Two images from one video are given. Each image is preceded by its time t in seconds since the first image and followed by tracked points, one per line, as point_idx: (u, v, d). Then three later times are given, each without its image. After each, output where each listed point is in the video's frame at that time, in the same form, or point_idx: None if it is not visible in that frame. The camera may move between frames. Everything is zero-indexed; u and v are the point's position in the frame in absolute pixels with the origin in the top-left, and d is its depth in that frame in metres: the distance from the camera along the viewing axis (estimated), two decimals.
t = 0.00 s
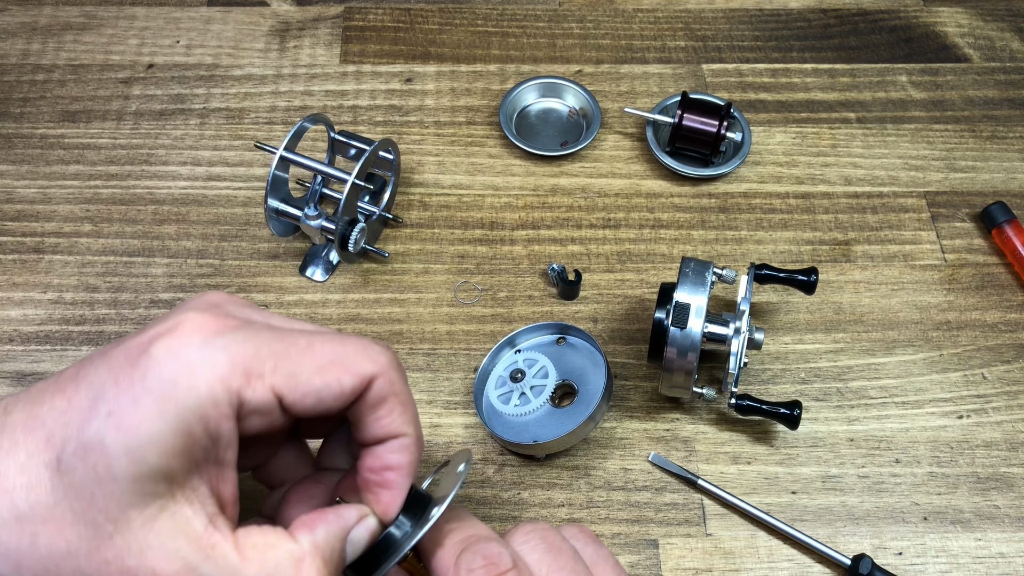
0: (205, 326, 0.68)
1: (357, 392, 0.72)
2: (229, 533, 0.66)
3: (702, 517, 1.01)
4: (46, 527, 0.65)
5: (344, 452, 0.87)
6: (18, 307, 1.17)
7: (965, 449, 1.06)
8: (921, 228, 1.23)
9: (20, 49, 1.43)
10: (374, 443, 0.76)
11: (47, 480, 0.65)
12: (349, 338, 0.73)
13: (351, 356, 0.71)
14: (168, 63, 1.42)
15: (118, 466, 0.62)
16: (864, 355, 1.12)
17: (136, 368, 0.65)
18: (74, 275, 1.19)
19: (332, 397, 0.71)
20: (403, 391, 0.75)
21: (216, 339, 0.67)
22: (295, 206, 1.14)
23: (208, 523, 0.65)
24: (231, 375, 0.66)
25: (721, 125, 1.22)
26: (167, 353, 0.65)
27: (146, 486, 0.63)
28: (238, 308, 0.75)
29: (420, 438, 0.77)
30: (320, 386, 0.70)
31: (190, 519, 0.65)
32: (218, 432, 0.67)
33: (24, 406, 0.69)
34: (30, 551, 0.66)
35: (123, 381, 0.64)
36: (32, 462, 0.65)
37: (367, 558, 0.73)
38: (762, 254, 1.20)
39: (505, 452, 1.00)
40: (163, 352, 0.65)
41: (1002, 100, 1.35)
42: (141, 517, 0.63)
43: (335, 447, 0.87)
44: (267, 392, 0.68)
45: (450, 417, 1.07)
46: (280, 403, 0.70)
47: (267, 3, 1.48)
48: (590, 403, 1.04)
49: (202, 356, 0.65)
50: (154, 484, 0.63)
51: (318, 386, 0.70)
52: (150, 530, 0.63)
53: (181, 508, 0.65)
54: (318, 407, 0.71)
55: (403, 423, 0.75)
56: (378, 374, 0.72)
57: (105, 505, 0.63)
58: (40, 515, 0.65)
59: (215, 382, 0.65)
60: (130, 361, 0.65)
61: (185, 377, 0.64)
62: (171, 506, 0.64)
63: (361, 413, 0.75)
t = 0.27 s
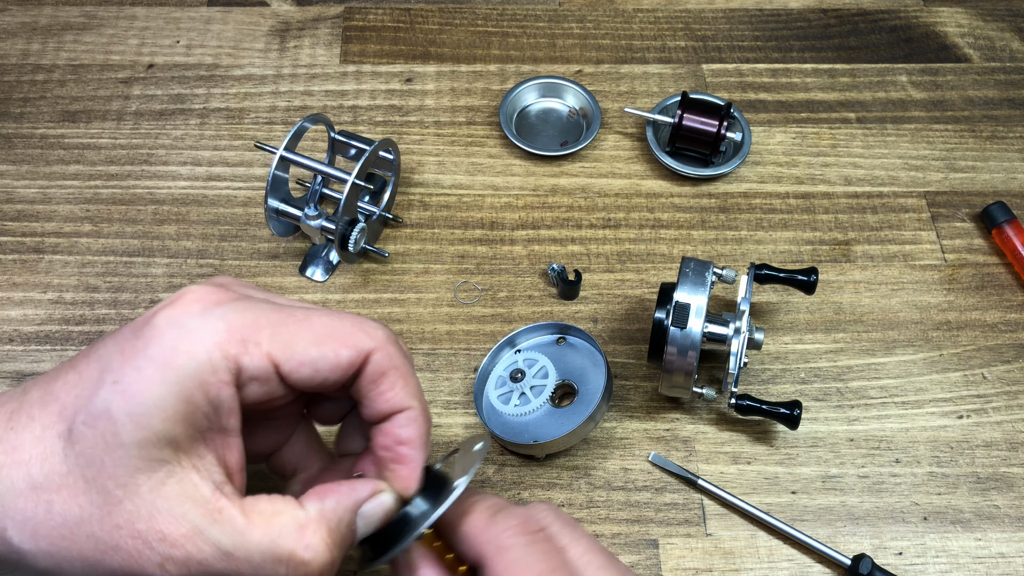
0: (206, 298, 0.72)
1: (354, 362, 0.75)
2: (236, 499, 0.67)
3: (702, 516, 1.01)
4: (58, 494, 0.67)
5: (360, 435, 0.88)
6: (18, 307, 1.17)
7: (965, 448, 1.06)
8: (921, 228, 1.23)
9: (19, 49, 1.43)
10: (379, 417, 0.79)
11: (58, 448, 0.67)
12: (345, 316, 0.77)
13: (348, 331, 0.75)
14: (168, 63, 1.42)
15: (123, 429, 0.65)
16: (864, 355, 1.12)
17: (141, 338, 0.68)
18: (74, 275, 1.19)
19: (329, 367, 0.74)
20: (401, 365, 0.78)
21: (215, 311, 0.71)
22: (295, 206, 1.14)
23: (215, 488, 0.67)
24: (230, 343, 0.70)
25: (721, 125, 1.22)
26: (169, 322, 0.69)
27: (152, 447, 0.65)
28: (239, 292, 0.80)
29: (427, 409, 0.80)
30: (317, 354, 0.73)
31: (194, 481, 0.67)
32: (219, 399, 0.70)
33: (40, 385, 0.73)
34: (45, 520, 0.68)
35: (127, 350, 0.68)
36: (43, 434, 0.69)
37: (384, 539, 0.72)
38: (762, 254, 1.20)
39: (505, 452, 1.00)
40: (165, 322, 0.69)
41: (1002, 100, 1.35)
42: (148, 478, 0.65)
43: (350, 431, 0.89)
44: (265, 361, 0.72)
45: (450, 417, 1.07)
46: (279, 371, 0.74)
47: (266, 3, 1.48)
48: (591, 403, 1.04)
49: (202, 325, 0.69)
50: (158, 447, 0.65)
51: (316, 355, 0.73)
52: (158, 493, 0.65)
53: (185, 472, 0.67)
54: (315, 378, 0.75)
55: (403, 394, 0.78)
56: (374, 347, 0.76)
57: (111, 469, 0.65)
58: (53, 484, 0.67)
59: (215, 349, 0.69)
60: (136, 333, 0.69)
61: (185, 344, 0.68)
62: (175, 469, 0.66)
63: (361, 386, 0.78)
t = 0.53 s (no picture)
0: (174, 322, 0.66)
1: (326, 412, 0.69)
2: (225, 512, 0.70)
3: (702, 516, 1.01)
4: (40, 500, 0.69)
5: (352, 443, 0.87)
6: (18, 307, 1.17)
7: (965, 449, 1.06)
8: (921, 228, 1.23)
9: (19, 49, 1.43)
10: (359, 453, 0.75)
11: (33, 460, 0.67)
12: (323, 355, 0.70)
13: (322, 377, 0.68)
14: (168, 63, 1.42)
15: (99, 458, 0.65)
16: (864, 355, 1.12)
17: (109, 362, 0.65)
18: (74, 275, 1.19)
19: (297, 415, 0.68)
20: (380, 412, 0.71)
21: (182, 341, 0.65)
22: (295, 206, 1.14)
23: (203, 504, 0.69)
24: (197, 380, 0.65)
25: (721, 125, 1.22)
26: (134, 352, 0.64)
27: (131, 475, 0.66)
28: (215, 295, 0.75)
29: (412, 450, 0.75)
30: (286, 404, 0.67)
31: (179, 500, 0.68)
32: (190, 430, 0.67)
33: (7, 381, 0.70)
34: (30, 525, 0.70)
35: (98, 374, 0.65)
36: (16, 445, 0.68)
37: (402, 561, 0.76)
38: (762, 254, 1.20)
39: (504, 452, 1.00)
40: (134, 350, 0.64)
41: (1002, 100, 1.35)
42: (131, 499, 0.67)
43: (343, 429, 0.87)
44: (230, 402, 0.67)
45: (450, 417, 1.07)
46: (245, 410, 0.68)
47: (266, 3, 1.48)
48: (591, 403, 1.04)
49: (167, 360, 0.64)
50: (136, 474, 0.66)
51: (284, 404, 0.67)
52: (144, 512, 0.67)
53: (168, 493, 0.67)
54: (284, 422, 0.69)
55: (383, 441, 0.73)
56: (348, 399, 0.69)
57: (92, 488, 0.66)
58: (33, 495, 0.68)
59: (181, 385, 0.65)
60: (102, 352, 0.66)
61: (153, 378, 0.64)
62: (158, 491, 0.67)
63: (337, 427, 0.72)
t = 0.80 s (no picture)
0: (190, 315, 0.68)
1: (333, 403, 0.70)
2: (224, 524, 0.69)
3: (702, 516, 1.01)
4: (48, 492, 0.68)
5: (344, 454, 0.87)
6: (18, 307, 1.17)
7: (965, 449, 1.06)
8: (921, 228, 1.23)
9: (19, 49, 1.43)
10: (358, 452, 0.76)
11: (46, 449, 0.68)
12: (331, 348, 0.72)
13: (329, 367, 0.70)
14: (168, 63, 1.42)
15: (112, 449, 0.65)
16: (864, 355, 1.12)
17: (126, 354, 0.66)
18: (74, 275, 1.19)
19: (305, 406, 0.70)
20: (384, 406, 0.73)
21: (194, 333, 0.67)
22: (295, 206, 1.14)
23: (205, 510, 0.68)
24: (208, 370, 0.67)
25: (721, 125, 1.22)
26: (151, 341, 0.66)
27: (141, 467, 0.66)
28: (228, 295, 0.77)
29: (411, 449, 0.76)
30: (294, 393, 0.69)
31: (183, 500, 0.67)
32: (201, 422, 0.68)
33: (29, 375, 0.72)
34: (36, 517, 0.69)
35: (113, 364, 0.66)
36: (31, 435, 0.68)
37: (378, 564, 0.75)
38: (762, 254, 1.20)
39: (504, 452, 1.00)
40: (149, 340, 0.66)
41: (1002, 100, 1.36)
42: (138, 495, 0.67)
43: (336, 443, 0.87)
44: (240, 392, 0.68)
45: (450, 417, 1.07)
46: (253, 403, 0.70)
47: (267, 3, 1.48)
48: (591, 402, 1.04)
49: (180, 350, 0.66)
50: (146, 466, 0.66)
51: (293, 395, 0.69)
52: (148, 510, 0.67)
53: (174, 491, 0.67)
54: (291, 414, 0.71)
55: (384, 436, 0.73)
56: (355, 391, 0.70)
57: (102, 480, 0.66)
58: (42, 486, 0.68)
59: (193, 375, 0.66)
60: (119, 343, 0.67)
61: (166, 367, 0.66)
62: (165, 487, 0.67)
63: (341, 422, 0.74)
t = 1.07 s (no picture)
0: (200, 316, 0.69)
1: (336, 407, 0.71)
2: (218, 528, 0.69)
3: (702, 516, 1.01)
4: (45, 489, 0.68)
5: (339, 451, 0.86)
6: (18, 307, 1.17)
7: (965, 449, 1.06)
8: (921, 228, 1.23)
9: (19, 49, 1.43)
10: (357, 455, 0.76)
11: (49, 445, 0.68)
12: (337, 352, 0.72)
13: (335, 372, 0.70)
14: (168, 63, 1.42)
15: (113, 448, 0.66)
16: (864, 355, 1.12)
17: (134, 352, 0.67)
18: (74, 275, 1.19)
19: (308, 408, 0.70)
20: (388, 413, 0.72)
21: (202, 335, 0.68)
22: (295, 206, 1.14)
23: (198, 514, 0.69)
24: (213, 372, 0.68)
25: (721, 125, 1.22)
26: (160, 340, 0.67)
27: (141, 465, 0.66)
28: (237, 299, 0.77)
29: (410, 457, 0.75)
30: (297, 396, 0.69)
31: (179, 502, 0.68)
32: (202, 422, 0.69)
33: (36, 373, 0.72)
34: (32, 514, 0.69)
35: (121, 363, 0.67)
36: (35, 429, 0.69)
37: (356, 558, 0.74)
38: (762, 254, 1.20)
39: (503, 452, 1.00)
40: (158, 341, 0.67)
41: (1002, 100, 1.36)
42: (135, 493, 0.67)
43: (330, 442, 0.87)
44: (244, 394, 0.69)
45: (450, 417, 1.07)
46: (257, 404, 0.71)
47: (266, 3, 1.48)
48: (591, 402, 1.03)
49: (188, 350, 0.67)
50: (146, 466, 0.66)
51: (297, 398, 0.69)
52: (143, 509, 0.67)
53: (171, 494, 0.68)
54: (294, 416, 0.71)
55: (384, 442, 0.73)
56: (358, 396, 0.70)
57: (101, 477, 0.66)
58: (41, 481, 0.68)
59: (199, 376, 0.67)
60: (128, 340, 0.68)
61: (173, 366, 0.67)
62: (161, 488, 0.68)
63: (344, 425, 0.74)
